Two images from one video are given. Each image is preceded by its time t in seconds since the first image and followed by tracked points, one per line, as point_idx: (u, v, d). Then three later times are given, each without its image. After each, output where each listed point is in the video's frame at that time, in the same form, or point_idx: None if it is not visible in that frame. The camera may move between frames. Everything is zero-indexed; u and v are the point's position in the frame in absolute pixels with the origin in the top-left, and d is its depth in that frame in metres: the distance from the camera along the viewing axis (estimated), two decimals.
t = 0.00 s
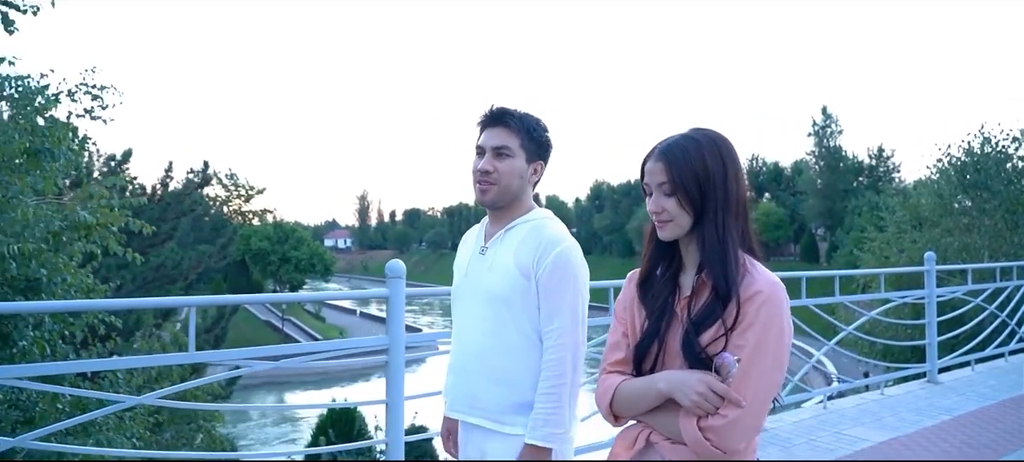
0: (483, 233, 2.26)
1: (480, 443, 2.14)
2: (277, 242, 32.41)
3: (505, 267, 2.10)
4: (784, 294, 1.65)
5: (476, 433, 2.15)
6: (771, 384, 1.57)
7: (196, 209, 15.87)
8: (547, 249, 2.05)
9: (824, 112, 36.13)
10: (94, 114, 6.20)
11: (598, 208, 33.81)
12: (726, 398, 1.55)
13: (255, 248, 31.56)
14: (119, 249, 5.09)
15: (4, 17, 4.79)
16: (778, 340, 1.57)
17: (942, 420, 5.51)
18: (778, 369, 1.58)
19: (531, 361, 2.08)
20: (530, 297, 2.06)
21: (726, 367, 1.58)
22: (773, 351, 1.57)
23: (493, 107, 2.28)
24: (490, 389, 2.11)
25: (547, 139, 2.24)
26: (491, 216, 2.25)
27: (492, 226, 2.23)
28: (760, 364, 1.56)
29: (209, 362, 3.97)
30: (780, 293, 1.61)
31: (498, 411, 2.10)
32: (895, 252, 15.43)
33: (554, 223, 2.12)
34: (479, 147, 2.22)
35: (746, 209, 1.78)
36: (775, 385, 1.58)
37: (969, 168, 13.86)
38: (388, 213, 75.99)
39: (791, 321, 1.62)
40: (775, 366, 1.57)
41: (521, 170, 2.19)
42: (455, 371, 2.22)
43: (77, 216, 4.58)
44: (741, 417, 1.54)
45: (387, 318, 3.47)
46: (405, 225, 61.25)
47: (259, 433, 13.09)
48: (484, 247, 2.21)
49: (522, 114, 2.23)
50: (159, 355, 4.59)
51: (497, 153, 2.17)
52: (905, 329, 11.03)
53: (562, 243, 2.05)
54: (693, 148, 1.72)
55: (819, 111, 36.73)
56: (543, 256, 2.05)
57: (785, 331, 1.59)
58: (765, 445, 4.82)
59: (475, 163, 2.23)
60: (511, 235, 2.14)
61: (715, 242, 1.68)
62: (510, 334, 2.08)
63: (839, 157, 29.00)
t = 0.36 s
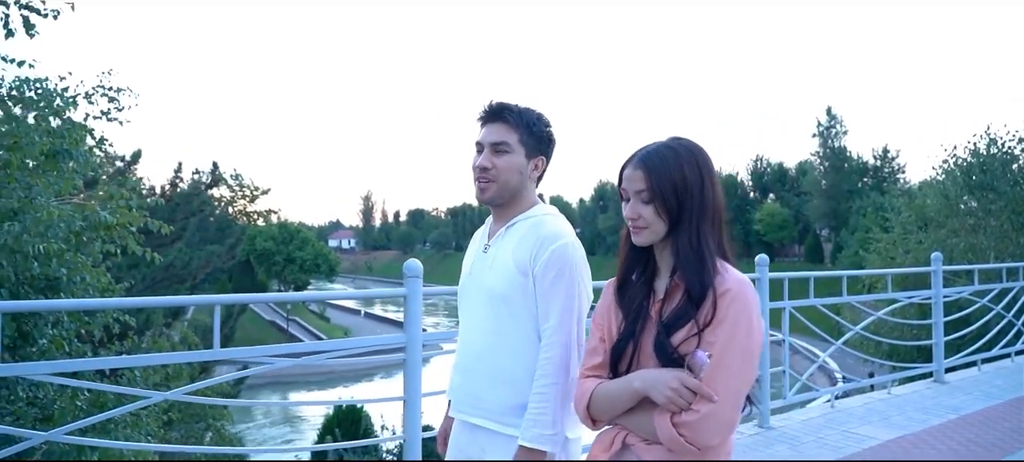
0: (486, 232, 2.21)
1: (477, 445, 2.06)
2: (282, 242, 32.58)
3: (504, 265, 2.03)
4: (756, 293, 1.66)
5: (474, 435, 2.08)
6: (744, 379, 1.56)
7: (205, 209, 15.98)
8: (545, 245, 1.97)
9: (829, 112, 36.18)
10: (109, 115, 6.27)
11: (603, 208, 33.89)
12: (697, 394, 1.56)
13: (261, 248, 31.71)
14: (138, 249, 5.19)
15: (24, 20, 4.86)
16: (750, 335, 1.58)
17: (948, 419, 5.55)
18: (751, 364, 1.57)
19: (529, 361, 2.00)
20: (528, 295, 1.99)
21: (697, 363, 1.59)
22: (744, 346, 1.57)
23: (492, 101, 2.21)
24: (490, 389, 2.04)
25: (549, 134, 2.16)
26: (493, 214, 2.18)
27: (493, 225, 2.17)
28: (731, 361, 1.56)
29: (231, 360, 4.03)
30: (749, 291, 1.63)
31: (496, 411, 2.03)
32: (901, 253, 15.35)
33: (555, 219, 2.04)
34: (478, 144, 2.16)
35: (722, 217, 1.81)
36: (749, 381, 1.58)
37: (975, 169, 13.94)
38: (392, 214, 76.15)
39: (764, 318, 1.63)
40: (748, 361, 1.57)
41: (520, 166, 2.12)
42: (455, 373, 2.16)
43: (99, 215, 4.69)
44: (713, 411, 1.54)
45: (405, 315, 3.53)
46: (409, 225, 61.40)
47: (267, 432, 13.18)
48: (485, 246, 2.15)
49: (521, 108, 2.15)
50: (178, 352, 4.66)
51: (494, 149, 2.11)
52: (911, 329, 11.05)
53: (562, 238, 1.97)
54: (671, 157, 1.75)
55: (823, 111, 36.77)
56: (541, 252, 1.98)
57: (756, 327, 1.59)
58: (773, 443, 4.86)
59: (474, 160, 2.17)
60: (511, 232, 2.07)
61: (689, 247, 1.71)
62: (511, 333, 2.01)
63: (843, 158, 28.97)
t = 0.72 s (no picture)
0: (482, 234, 2.16)
1: (492, 451, 2.01)
2: (286, 241, 32.70)
3: (511, 268, 2.00)
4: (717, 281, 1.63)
5: (488, 441, 2.03)
6: (699, 363, 1.54)
7: (211, 208, 16.06)
8: (554, 247, 1.96)
9: (832, 111, 36.25)
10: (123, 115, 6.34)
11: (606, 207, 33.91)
12: (649, 375, 1.55)
13: (265, 247, 31.79)
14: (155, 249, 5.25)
15: (44, 21, 4.93)
16: (705, 321, 1.55)
17: (955, 416, 5.61)
18: (707, 349, 1.54)
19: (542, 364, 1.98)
20: (537, 298, 1.97)
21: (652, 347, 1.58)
22: (697, 330, 1.54)
23: (490, 103, 2.19)
24: (497, 392, 2.01)
25: (546, 135, 2.14)
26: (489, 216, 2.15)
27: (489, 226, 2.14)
28: (684, 345, 1.53)
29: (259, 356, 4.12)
30: (707, 279, 1.60)
31: (512, 416, 1.99)
32: (905, 252, 15.33)
33: (558, 219, 2.03)
34: (474, 144, 2.14)
35: (692, 216, 1.77)
36: (705, 366, 1.55)
37: (979, 169, 14.04)
38: (394, 213, 76.25)
39: (723, 307, 1.60)
40: (704, 346, 1.54)
41: (515, 167, 2.09)
42: (462, 380, 2.11)
43: (118, 215, 4.81)
44: (663, 393, 1.53)
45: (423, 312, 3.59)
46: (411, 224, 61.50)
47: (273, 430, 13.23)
48: (485, 249, 2.11)
49: (518, 108, 2.13)
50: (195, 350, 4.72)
51: (490, 149, 2.09)
52: (915, 327, 11.09)
53: (570, 239, 1.96)
54: (640, 157, 1.74)
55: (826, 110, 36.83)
56: (550, 254, 1.96)
57: (712, 314, 1.56)
58: (783, 440, 4.90)
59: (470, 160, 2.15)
60: (513, 235, 2.04)
61: (652, 240, 1.68)
62: (518, 336, 1.98)
63: (846, 156, 29.04)
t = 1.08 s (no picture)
0: (463, 233, 2.08)
1: (477, 452, 1.95)
2: (300, 241, 32.94)
3: (502, 266, 1.95)
4: (701, 272, 1.65)
5: (474, 441, 1.96)
6: (689, 355, 1.57)
7: (229, 209, 16.20)
8: (547, 247, 1.95)
9: (848, 110, 36.02)
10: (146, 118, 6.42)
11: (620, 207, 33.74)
12: (639, 370, 1.59)
13: (280, 248, 32.00)
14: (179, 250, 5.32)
15: (72, 27, 5.01)
16: (689, 313, 1.58)
17: (978, 418, 5.57)
18: (695, 339, 1.58)
19: (530, 362, 1.95)
20: (529, 297, 1.94)
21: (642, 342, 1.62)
22: (682, 323, 1.57)
23: (471, 102, 2.13)
24: (486, 393, 1.94)
25: (528, 133, 2.08)
26: (470, 216, 2.08)
27: (470, 226, 2.07)
28: (671, 337, 1.57)
29: (288, 355, 4.17)
30: (690, 270, 1.62)
31: (500, 414, 1.94)
32: (923, 252, 15.24)
33: (545, 220, 2.01)
34: (456, 144, 2.08)
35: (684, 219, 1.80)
36: (695, 357, 1.58)
37: (1000, 168, 13.95)
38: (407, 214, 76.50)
39: (707, 295, 1.62)
40: (691, 338, 1.57)
41: (497, 166, 2.03)
42: (443, 380, 2.02)
43: (146, 217, 4.94)
44: (655, 387, 1.57)
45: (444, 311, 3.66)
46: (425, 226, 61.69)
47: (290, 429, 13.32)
48: (469, 247, 2.03)
49: (499, 107, 2.07)
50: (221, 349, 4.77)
51: (472, 148, 2.03)
52: (934, 328, 11.01)
53: (561, 240, 1.96)
54: (644, 154, 1.76)
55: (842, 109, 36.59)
56: (543, 253, 1.94)
57: (696, 304, 1.59)
58: (803, 440, 4.91)
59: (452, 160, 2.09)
60: (503, 234, 1.99)
61: (642, 238, 1.71)
62: (510, 335, 1.94)
63: (863, 155, 28.81)
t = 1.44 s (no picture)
0: (461, 233, 2.09)
1: (478, 449, 1.98)
2: (336, 242, 33.37)
3: (504, 265, 1.97)
4: (707, 272, 1.66)
5: (475, 438, 1.99)
6: (695, 358, 1.58)
7: (267, 211, 16.49)
8: (548, 246, 1.98)
9: (890, 106, 35.23)
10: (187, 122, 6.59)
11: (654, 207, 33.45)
12: (645, 376, 1.61)
13: (316, 248, 32.47)
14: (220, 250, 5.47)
15: (118, 36, 5.17)
16: (695, 315, 1.59)
17: None
18: (702, 341, 1.59)
19: (532, 361, 1.99)
20: (530, 296, 1.97)
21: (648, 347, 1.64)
22: (688, 326, 1.58)
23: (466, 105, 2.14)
24: (490, 393, 1.97)
25: (523, 135, 2.09)
26: (469, 219, 2.10)
27: (470, 228, 2.08)
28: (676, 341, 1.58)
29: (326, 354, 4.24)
30: (695, 271, 1.63)
31: (501, 413, 1.97)
32: (968, 252, 14.87)
33: (544, 220, 2.04)
34: (453, 148, 2.09)
35: (687, 214, 1.81)
36: (703, 359, 1.59)
37: None
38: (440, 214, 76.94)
39: (713, 296, 1.63)
40: (697, 341, 1.58)
41: (495, 169, 2.04)
42: (444, 379, 2.04)
43: (188, 218, 5.10)
44: (661, 392, 1.58)
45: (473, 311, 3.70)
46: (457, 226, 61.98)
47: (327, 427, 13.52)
48: (469, 247, 2.04)
49: (494, 109, 2.08)
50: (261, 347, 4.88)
51: (469, 152, 2.04)
52: (979, 329, 10.74)
53: (562, 240, 2.00)
54: (641, 153, 1.77)
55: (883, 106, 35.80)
56: (545, 253, 1.98)
57: (702, 305, 1.60)
58: (841, 443, 4.83)
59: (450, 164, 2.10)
60: (504, 233, 2.01)
61: (643, 238, 1.72)
62: (514, 335, 1.97)
63: (905, 153, 28.16)
